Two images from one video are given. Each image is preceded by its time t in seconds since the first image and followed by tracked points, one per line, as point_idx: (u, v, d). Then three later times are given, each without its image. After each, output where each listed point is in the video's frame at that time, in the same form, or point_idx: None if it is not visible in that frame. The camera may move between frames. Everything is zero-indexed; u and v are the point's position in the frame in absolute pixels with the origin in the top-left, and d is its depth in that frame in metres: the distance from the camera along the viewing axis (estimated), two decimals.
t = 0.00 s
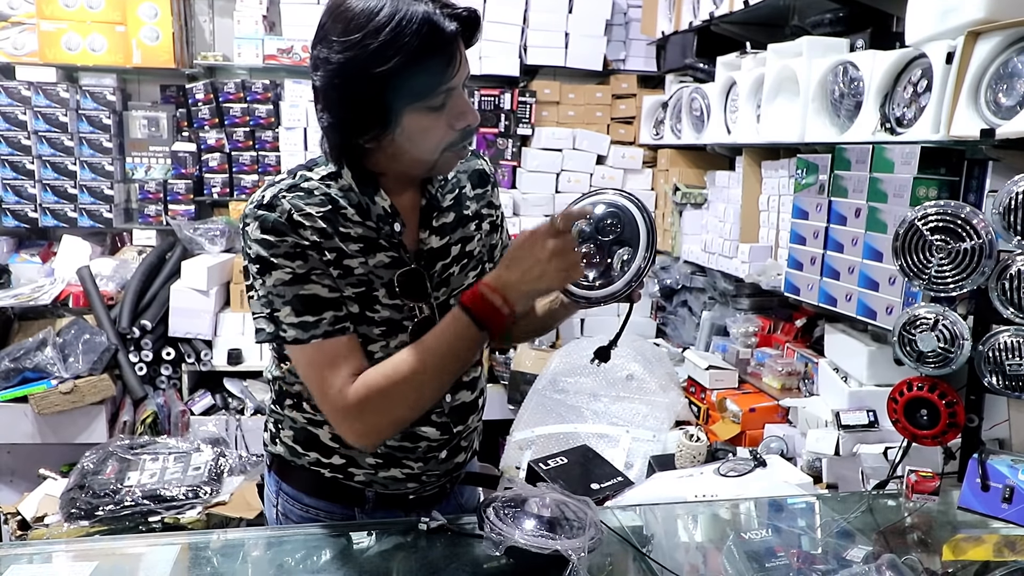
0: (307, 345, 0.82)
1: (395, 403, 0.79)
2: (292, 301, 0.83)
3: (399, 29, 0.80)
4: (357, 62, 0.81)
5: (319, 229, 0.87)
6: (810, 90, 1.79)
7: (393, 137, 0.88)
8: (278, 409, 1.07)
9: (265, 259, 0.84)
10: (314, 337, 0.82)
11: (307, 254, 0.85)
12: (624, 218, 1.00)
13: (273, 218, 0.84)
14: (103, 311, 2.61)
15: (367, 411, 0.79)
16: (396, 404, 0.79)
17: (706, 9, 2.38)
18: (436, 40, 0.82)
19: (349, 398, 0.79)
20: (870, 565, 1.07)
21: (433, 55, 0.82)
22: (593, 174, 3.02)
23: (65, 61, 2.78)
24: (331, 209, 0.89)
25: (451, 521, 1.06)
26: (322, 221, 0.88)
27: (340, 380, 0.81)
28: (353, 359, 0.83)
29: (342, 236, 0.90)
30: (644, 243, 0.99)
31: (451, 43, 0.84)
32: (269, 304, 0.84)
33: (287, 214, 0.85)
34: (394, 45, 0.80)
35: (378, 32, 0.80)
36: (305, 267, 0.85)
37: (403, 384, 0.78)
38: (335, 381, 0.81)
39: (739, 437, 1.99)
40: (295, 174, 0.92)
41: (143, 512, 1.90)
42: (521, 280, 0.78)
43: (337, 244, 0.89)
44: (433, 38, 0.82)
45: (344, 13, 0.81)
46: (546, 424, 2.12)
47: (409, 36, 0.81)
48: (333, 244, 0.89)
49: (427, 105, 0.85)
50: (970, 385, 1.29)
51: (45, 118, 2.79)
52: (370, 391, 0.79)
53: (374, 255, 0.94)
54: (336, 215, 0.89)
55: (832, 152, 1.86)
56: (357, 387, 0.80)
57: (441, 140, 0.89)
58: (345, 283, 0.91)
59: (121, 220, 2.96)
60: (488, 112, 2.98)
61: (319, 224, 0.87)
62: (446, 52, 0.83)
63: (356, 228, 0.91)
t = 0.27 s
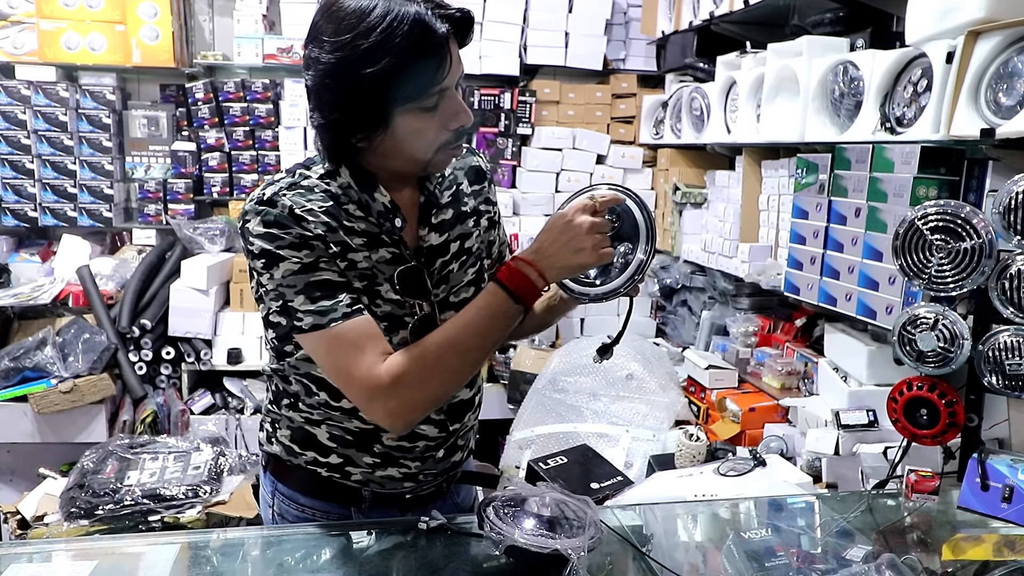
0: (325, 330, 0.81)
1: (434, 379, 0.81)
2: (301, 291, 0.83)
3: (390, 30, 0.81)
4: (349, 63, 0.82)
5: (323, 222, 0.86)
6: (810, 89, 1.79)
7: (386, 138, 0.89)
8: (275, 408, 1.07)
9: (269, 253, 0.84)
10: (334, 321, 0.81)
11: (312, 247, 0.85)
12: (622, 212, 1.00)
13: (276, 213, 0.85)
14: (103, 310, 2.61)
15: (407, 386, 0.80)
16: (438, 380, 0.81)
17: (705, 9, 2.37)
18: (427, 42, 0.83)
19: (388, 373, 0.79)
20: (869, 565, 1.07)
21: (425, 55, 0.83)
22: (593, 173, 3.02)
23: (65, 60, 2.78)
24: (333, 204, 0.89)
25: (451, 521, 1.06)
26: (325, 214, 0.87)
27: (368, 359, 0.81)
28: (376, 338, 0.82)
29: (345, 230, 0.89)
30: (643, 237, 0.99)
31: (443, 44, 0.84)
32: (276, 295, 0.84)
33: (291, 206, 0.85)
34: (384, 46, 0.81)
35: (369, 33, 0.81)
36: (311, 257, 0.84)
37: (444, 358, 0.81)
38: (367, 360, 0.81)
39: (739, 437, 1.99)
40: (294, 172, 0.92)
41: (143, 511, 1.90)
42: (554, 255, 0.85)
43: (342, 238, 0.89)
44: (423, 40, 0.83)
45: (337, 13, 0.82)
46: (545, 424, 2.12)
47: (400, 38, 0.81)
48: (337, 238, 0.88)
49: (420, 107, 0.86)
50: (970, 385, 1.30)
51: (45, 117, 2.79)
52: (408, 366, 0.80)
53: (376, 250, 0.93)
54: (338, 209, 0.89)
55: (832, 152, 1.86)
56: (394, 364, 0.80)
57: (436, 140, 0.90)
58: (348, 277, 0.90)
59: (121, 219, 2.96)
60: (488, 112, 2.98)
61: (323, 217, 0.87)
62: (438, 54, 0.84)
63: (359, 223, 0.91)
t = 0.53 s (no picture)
0: (285, 351, 0.85)
1: (369, 419, 0.87)
2: (277, 304, 0.85)
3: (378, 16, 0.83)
4: (341, 49, 0.84)
5: (315, 228, 0.88)
6: (810, 89, 1.79)
7: (368, 125, 0.89)
8: (275, 411, 1.07)
9: (257, 257, 0.85)
10: (294, 343, 0.85)
11: (300, 254, 0.86)
12: (633, 201, 1.01)
13: (270, 215, 0.85)
14: (103, 309, 2.61)
15: (343, 421, 0.86)
16: (374, 419, 0.88)
17: (706, 8, 2.37)
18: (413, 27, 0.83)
19: (328, 408, 0.86)
20: (869, 564, 1.07)
21: (410, 39, 0.83)
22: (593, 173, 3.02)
23: (65, 60, 2.78)
24: (330, 207, 0.89)
25: (451, 521, 1.06)
26: (319, 220, 0.88)
27: (320, 388, 0.86)
28: (332, 364, 0.87)
29: (340, 235, 0.90)
30: (654, 224, 0.99)
31: (424, 27, 0.84)
32: (254, 301, 0.86)
33: (282, 210, 0.86)
34: (372, 31, 0.83)
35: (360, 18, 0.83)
36: (295, 266, 0.85)
37: (383, 403, 0.87)
38: (314, 390, 0.86)
39: (739, 437, 1.98)
40: (296, 168, 0.92)
41: (142, 510, 1.89)
42: (507, 319, 0.89)
43: (334, 244, 0.89)
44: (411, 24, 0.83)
45: None
46: (545, 423, 2.11)
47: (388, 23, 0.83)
48: (329, 244, 0.89)
49: (404, 91, 0.85)
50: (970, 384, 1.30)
51: (45, 117, 2.79)
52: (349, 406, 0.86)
53: (374, 253, 0.93)
54: (336, 212, 0.89)
55: (832, 151, 1.86)
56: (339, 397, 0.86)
57: (421, 126, 0.88)
58: (343, 282, 0.91)
59: (120, 218, 2.96)
60: (488, 111, 2.98)
61: (316, 223, 0.88)
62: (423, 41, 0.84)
63: (355, 226, 0.91)
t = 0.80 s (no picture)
0: (274, 348, 0.86)
1: (358, 419, 0.88)
2: (265, 303, 0.84)
3: None
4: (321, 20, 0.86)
5: (304, 224, 0.88)
6: (809, 88, 1.79)
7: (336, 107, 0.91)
8: (269, 410, 1.07)
9: (248, 255, 0.84)
10: (281, 341, 0.85)
11: (290, 252, 0.86)
12: (634, 213, 1.00)
13: (260, 212, 0.85)
14: (102, 310, 2.61)
15: (333, 421, 0.87)
16: (363, 419, 0.88)
17: (705, 8, 2.37)
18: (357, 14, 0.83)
19: (318, 407, 0.87)
20: (869, 564, 1.07)
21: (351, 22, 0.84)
22: (593, 172, 3.02)
23: (64, 60, 2.77)
24: (319, 203, 0.89)
25: (450, 521, 1.06)
26: (308, 216, 0.88)
27: (308, 387, 0.87)
28: (322, 364, 0.88)
29: (328, 232, 0.90)
30: (656, 236, 0.99)
31: (354, 15, 0.83)
32: (245, 300, 0.85)
33: (272, 208, 0.85)
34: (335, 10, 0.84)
35: None
36: (285, 265, 0.85)
37: (373, 404, 0.88)
38: (304, 390, 0.87)
39: (738, 436, 1.98)
40: (288, 166, 0.93)
41: (142, 511, 1.89)
42: (495, 324, 0.88)
43: (321, 241, 0.89)
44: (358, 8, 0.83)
45: None
46: (545, 423, 2.11)
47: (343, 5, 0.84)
48: (317, 241, 0.89)
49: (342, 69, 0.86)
50: (970, 383, 1.30)
51: (44, 117, 2.79)
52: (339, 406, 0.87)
53: (362, 250, 0.93)
54: (324, 209, 0.89)
55: (831, 150, 1.86)
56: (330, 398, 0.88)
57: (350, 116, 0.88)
58: (329, 279, 0.91)
59: (120, 219, 2.96)
60: (487, 111, 2.98)
61: (305, 219, 0.88)
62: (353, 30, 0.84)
63: (344, 223, 0.91)
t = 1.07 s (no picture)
0: (265, 346, 0.85)
1: (349, 419, 0.88)
2: (257, 302, 0.85)
3: None
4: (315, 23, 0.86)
5: (296, 225, 0.88)
6: (809, 87, 1.79)
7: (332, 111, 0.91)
8: (266, 409, 1.08)
9: (239, 254, 0.85)
10: (272, 340, 0.85)
11: (281, 252, 0.86)
12: (630, 216, 1.00)
13: (251, 212, 0.85)
14: (102, 310, 2.60)
15: (323, 421, 0.87)
16: (353, 419, 0.88)
17: (705, 7, 2.36)
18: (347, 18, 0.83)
19: (309, 407, 0.86)
20: (869, 564, 1.07)
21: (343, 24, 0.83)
22: (592, 172, 3.01)
23: (63, 60, 2.77)
24: (311, 203, 0.89)
25: (450, 522, 1.06)
26: (300, 216, 0.88)
27: (300, 386, 0.87)
28: (314, 363, 0.88)
29: (320, 232, 0.90)
30: (651, 239, 0.99)
31: (346, 17, 0.83)
32: (237, 299, 0.86)
33: (265, 209, 0.86)
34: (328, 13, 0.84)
35: None
36: (276, 265, 0.85)
37: (363, 403, 0.88)
38: (294, 389, 0.87)
39: (738, 436, 1.98)
40: (282, 165, 0.93)
41: (141, 511, 1.89)
42: (487, 328, 0.88)
43: (313, 242, 0.89)
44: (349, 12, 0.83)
45: None
46: (545, 423, 2.11)
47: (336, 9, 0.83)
48: (308, 242, 0.89)
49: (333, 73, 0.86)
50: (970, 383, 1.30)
51: (43, 117, 2.78)
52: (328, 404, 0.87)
53: (354, 251, 0.93)
54: (315, 210, 0.90)
55: (831, 150, 1.86)
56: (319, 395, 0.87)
57: (341, 119, 0.88)
58: (320, 279, 0.91)
59: (119, 219, 2.96)
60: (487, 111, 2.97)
61: (297, 219, 0.88)
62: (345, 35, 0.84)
63: (336, 223, 0.91)
